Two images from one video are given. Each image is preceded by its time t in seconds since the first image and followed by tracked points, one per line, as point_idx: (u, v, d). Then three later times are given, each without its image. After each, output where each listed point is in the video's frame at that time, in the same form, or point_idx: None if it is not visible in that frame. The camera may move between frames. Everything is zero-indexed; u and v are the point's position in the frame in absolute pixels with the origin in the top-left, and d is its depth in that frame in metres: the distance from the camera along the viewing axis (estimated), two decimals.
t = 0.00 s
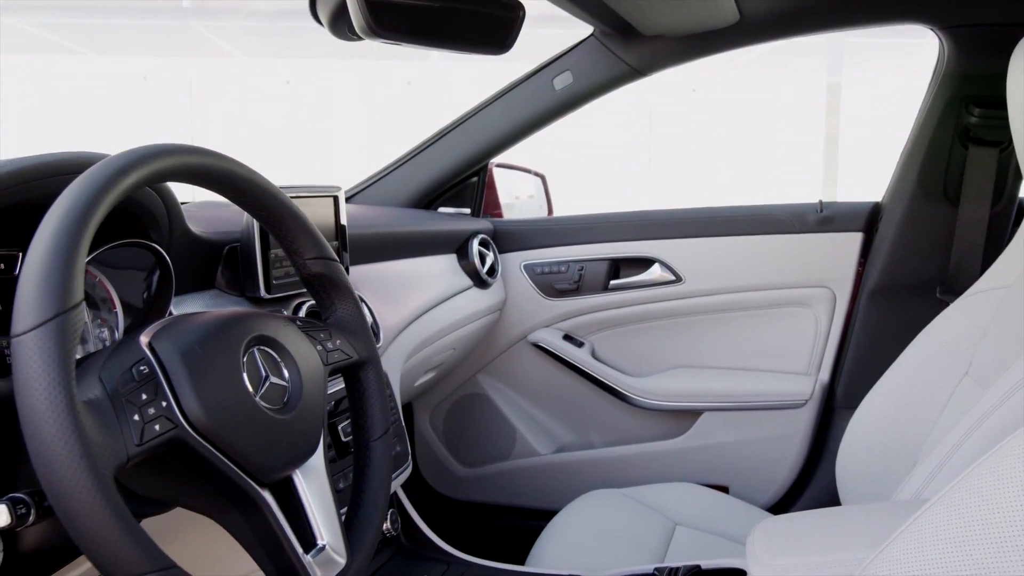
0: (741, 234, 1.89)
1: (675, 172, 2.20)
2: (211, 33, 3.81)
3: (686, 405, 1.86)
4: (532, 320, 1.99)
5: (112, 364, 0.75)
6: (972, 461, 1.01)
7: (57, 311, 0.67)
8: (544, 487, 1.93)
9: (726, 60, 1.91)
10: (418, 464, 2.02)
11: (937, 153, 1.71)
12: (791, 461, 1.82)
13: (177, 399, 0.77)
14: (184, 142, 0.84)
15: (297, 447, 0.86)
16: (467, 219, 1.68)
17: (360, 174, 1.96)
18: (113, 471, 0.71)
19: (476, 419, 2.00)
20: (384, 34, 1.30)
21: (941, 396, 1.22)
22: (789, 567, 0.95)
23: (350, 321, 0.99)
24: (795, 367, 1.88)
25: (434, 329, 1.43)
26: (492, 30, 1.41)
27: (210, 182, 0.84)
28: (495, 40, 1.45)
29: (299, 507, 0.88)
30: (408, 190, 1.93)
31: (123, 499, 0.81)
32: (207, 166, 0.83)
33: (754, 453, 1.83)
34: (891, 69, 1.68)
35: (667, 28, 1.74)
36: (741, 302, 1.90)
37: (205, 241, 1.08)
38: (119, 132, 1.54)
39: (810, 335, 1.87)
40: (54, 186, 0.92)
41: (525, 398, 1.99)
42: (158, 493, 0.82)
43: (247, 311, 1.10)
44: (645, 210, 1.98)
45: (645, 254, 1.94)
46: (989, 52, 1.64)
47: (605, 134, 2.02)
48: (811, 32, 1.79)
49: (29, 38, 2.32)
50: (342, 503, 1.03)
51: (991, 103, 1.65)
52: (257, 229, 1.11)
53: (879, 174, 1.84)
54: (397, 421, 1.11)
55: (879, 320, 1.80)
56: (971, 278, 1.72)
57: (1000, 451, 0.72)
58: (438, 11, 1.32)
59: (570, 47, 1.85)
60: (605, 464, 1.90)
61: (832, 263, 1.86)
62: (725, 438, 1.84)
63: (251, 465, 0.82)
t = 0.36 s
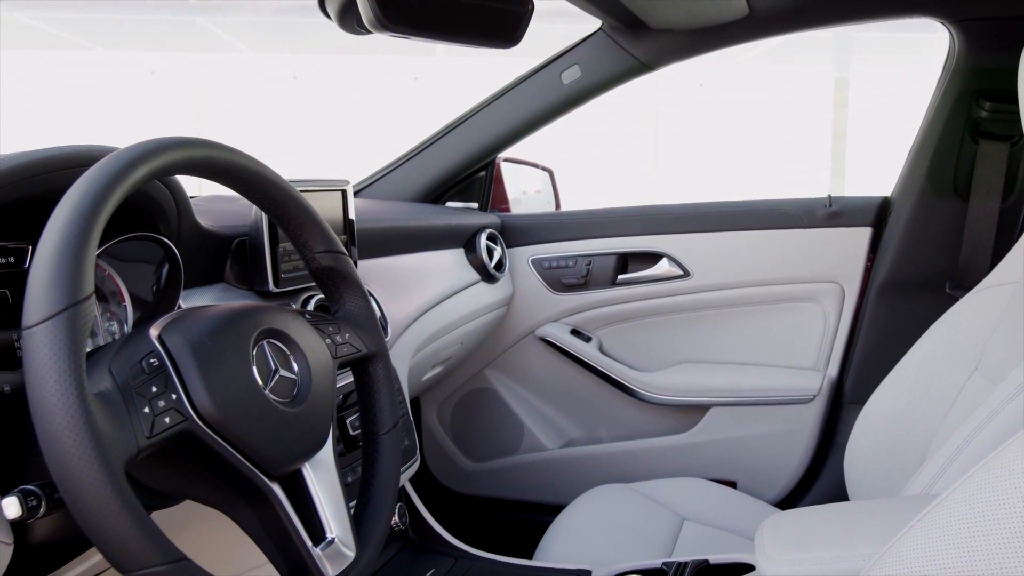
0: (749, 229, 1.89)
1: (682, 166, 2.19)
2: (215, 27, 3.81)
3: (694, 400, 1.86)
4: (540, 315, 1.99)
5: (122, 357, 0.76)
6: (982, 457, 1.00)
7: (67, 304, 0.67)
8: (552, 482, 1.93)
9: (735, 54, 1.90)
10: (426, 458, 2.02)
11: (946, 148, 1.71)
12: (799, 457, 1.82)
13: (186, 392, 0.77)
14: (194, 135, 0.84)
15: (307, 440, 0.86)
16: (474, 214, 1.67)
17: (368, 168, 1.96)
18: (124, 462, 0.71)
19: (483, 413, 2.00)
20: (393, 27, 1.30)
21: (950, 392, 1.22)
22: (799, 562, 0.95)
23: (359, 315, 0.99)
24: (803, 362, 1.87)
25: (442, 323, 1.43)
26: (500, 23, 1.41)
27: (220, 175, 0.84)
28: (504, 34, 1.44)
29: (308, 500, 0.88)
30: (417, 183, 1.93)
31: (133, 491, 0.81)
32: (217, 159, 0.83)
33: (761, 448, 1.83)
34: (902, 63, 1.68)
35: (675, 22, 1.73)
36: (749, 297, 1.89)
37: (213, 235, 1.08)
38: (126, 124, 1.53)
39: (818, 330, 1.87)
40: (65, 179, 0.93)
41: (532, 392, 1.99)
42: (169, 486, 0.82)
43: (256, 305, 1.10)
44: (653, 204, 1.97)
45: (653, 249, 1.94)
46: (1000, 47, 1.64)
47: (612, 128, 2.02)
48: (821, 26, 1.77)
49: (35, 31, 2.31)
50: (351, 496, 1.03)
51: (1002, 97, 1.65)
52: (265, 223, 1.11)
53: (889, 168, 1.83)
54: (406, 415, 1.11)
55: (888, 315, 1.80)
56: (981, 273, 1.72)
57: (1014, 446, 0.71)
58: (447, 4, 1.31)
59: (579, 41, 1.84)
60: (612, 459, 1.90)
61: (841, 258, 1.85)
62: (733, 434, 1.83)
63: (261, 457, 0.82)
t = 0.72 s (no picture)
0: (758, 223, 1.88)
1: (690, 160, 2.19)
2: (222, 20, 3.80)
3: (702, 394, 1.86)
4: (548, 309, 1.98)
5: (133, 348, 0.76)
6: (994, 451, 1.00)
7: (79, 295, 0.68)
8: (560, 476, 1.93)
9: (745, 48, 1.90)
10: (434, 452, 2.03)
11: (957, 143, 1.70)
12: (808, 451, 1.82)
13: (198, 384, 0.77)
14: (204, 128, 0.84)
15: (317, 432, 0.86)
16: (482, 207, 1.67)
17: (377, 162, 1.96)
18: (135, 454, 0.71)
19: (491, 408, 2.00)
20: (402, 19, 1.29)
21: (959, 385, 1.22)
22: (810, 557, 0.95)
23: (368, 308, 0.99)
24: (812, 357, 1.87)
25: (451, 316, 1.44)
26: (509, 16, 1.40)
27: (230, 167, 0.84)
28: (512, 27, 1.44)
29: (319, 493, 0.88)
30: (425, 177, 1.93)
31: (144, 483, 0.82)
32: (227, 151, 0.83)
33: (770, 443, 1.83)
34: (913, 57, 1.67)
35: (684, 15, 1.72)
36: (759, 292, 1.89)
37: (223, 228, 1.08)
38: (137, 116, 1.53)
39: (827, 325, 1.86)
40: (75, 173, 0.93)
41: (541, 387, 2.00)
42: (179, 478, 0.82)
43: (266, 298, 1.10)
44: (661, 198, 1.97)
45: (661, 243, 1.93)
46: (1011, 40, 1.62)
47: (620, 122, 2.01)
48: (831, 20, 1.76)
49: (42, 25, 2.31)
50: (360, 488, 1.03)
51: (1014, 90, 1.64)
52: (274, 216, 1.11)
53: (899, 162, 1.82)
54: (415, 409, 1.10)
55: (898, 310, 1.79)
56: (992, 268, 1.72)
57: None
58: None
59: (588, 34, 1.83)
60: (621, 454, 1.90)
61: (851, 253, 1.85)
62: (742, 428, 1.83)
63: (272, 449, 0.82)
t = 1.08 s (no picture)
0: (768, 217, 1.88)
1: (699, 156, 2.18)
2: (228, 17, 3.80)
3: (712, 388, 1.85)
4: (557, 304, 1.98)
5: (146, 341, 0.76)
6: (1005, 446, 0.99)
7: (92, 287, 0.68)
8: (569, 471, 1.93)
9: (756, 41, 1.89)
10: (442, 446, 2.03)
11: (969, 137, 1.69)
12: (818, 447, 1.81)
13: (210, 376, 0.77)
14: (216, 120, 0.84)
15: (328, 425, 0.86)
16: (492, 202, 1.67)
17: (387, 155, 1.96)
18: (148, 445, 0.72)
19: (500, 402, 2.00)
20: (413, 11, 1.30)
21: (970, 380, 1.21)
22: (822, 551, 0.95)
23: (380, 301, 0.99)
24: (822, 352, 1.86)
25: (461, 310, 1.44)
26: (521, 9, 1.41)
27: (241, 160, 0.84)
28: (524, 20, 1.44)
29: (329, 486, 0.88)
30: (435, 170, 1.93)
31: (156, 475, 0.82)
32: (239, 144, 0.83)
33: (779, 438, 1.83)
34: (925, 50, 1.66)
35: (695, 8, 1.72)
36: (769, 286, 1.88)
37: (233, 222, 1.08)
38: (147, 107, 1.53)
39: (837, 320, 1.86)
40: (88, 164, 0.93)
41: (550, 381, 2.00)
42: (191, 470, 0.83)
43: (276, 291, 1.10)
44: (670, 193, 1.97)
45: (671, 237, 1.93)
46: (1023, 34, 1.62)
47: (630, 117, 2.01)
48: (842, 13, 1.76)
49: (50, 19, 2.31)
50: (371, 481, 1.04)
51: None
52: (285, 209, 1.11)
53: (910, 157, 1.82)
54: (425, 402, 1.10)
55: (908, 305, 1.79)
56: (1006, 263, 1.70)
57: None
58: None
59: (598, 27, 1.83)
60: (630, 448, 1.90)
61: (862, 247, 1.84)
62: (752, 423, 1.83)
63: (283, 442, 0.82)
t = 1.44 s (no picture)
0: (777, 212, 1.87)
1: (707, 152, 2.18)
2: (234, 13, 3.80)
3: (721, 383, 1.85)
4: (566, 299, 1.98)
5: (158, 334, 0.77)
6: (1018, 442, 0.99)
7: (104, 279, 0.68)
8: (577, 466, 1.93)
9: (767, 34, 1.88)
10: (451, 441, 2.03)
11: (981, 132, 1.68)
12: (827, 442, 1.81)
13: (221, 369, 0.78)
14: (227, 113, 0.84)
15: (339, 418, 0.86)
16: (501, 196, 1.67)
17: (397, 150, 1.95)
18: (160, 437, 0.72)
19: (509, 397, 2.00)
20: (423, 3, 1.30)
21: (981, 375, 1.21)
22: (834, 546, 0.94)
23: (390, 295, 0.99)
24: (832, 348, 1.86)
25: (471, 305, 1.44)
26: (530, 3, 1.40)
27: (252, 152, 0.84)
28: (533, 14, 1.43)
29: (340, 479, 0.88)
30: (445, 164, 1.93)
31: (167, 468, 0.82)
32: (250, 138, 0.83)
33: (788, 434, 1.82)
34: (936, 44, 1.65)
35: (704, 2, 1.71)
36: (779, 281, 1.88)
37: (244, 216, 1.08)
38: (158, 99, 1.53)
39: (847, 315, 1.85)
40: (99, 158, 0.93)
41: (558, 376, 2.00)
42: (202, 463, 0.83)
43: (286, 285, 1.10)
44: (679, 187, 1.96)
45: (680, 231, 1.93)
46: None
47: (639, 111, 2.01)
48: (853, 7, 1.75)
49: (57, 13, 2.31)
50: (382, 475, 1.04)
51: None
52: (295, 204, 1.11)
53: (921, 151, 1.81)
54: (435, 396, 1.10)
55: (918, 299, 1.78)
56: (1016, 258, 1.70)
57: None
58: None
59: (607, 22, 1.82)
60: (638, 443, 1.90)
61: (872, 242, 1.83)
62: (761, 418, 1.83)
63: (295, 436, 0.82)
